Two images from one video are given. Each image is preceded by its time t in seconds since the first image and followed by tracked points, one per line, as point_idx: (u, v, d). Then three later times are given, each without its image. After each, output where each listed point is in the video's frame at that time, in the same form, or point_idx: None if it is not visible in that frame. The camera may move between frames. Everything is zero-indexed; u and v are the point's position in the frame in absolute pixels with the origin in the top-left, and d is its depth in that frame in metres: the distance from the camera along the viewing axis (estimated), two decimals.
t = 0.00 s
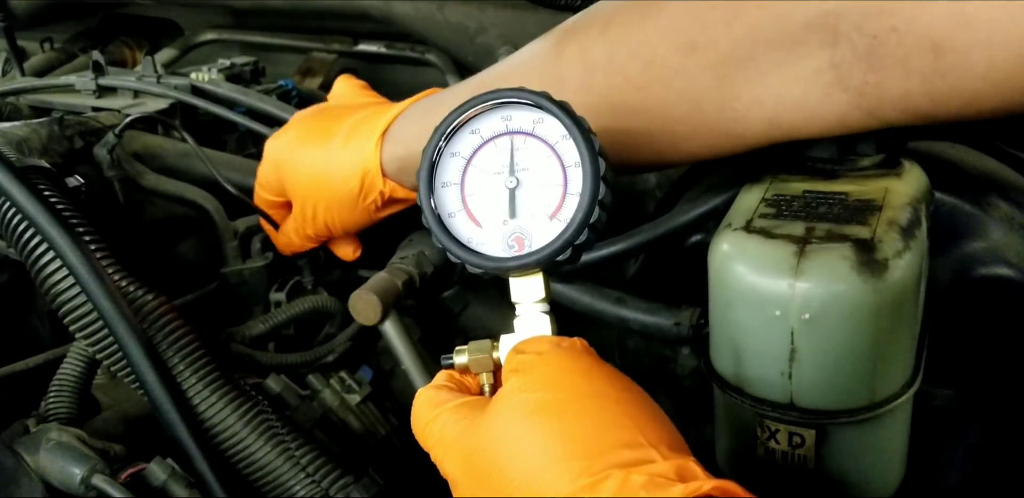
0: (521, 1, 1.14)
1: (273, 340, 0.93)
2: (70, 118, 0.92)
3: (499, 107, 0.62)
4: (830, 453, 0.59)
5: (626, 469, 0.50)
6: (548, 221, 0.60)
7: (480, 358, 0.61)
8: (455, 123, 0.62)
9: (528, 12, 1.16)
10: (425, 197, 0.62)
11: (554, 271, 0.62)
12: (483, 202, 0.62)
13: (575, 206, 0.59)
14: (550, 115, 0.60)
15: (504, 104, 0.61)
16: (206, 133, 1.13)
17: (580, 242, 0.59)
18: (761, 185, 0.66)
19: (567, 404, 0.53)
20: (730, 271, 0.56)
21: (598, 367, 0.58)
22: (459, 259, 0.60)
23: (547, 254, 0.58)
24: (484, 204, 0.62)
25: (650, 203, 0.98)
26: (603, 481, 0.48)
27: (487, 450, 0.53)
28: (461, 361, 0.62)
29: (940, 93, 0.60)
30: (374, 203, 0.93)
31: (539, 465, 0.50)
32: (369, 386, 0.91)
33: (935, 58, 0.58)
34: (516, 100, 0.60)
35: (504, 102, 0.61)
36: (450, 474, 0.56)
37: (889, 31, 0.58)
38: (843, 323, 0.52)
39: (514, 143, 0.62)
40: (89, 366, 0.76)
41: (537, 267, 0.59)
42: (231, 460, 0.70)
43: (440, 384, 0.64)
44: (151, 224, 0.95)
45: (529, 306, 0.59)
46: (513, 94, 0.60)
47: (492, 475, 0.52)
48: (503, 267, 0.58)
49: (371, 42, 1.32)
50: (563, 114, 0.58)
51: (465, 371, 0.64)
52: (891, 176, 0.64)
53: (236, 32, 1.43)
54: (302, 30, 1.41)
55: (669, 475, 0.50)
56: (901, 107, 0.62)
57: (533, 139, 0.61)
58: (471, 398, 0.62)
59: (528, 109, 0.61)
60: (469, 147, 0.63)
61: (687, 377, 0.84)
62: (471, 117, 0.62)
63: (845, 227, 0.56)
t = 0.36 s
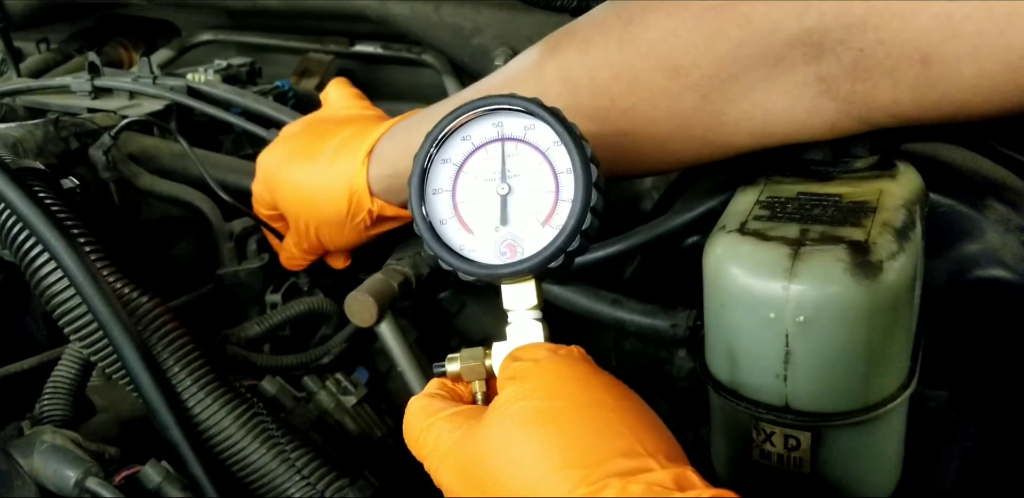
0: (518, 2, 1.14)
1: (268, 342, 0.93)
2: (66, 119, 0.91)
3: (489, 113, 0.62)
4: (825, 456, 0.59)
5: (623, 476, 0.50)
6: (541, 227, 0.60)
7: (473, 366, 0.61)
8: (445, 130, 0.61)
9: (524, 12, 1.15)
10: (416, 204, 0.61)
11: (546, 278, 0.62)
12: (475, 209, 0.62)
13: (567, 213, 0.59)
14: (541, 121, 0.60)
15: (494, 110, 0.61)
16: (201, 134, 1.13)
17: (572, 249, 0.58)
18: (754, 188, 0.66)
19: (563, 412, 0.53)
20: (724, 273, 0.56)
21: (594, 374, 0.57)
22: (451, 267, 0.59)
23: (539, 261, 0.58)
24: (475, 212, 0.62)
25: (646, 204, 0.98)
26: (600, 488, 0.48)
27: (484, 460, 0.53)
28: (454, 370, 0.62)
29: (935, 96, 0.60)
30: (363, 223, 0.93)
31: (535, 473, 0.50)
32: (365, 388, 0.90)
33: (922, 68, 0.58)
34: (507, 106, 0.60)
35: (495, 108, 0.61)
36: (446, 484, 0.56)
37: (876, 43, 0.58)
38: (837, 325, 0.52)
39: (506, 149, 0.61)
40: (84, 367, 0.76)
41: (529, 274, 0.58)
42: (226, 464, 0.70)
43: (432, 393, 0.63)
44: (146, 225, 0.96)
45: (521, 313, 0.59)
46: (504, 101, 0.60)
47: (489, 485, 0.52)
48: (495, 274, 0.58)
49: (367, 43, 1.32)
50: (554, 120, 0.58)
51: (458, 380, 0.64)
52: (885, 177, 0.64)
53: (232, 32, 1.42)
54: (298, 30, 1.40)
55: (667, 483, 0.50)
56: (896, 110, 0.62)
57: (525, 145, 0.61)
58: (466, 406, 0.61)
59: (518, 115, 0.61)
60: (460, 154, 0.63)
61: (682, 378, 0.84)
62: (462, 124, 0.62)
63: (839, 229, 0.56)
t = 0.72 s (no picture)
0: (517, 4, 1.13)
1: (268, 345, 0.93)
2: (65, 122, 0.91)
3: (492, 118, 0.61)
4: (830, 460, 0.58)
5: (625, 484, 0.49)
6: (544, 233, 0.60)
7: (475, 371, 0.61)
8: (449, 134, 0.61)
9: (523, 14, 1.15)
10: (418, 208, 0.61)
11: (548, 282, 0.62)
12: (478, 214, 0.62)
13: (570, 219, 0.59)
14: (545, 126, 0.60)
15: (497, 115, 0.61)
16: (201, 136, 1.13)
17: (575, 255, 0.58)
18: (763, 189, 0.66)
19: (565, 418, 0.52)
20: (733, 275, 0.55)
21: (596, 379, 0.57)
22: (454, 272, 0.59)
23: (541, 267, 0.57)
24: (478, 216, 0.62)
25: (647, 206, 0.97)
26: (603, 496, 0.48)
27: (485, 468, 0.52)
28: (455, 374, 0.61)
29: (938, 97, 0.60)
30: (377, 230, 0.92)
31: (537, 482, 0.49)
32: (365, 390, 0.90)
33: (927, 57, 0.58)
34: (511, 111, 0.60)
35: (498, 113, 0.60)
36: (448, 491, 0.56)
37: (878, 35, 0.57)
38: (846, 329, 0.52)
39: (509, 155, 0.61)
40: (83, 371, 0.76)
41: (532, 279, 0.58)
42: (225, 468, 0.70)
43: (434, 398, 0.63)
44: (146, 228, 0.95)
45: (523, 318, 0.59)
46: (508, 106, 0.59)
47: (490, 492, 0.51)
48: (497, 280, 0.58)
49: (367, 45, 1.31)
50: (557, 126, 0.58)
51: (459, 385, 0.63)
52: (894, 181, 0.64)
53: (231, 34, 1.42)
54: (298, 32, 1.40)
55: (670, 491, 0.49)
56: (897, 113, 0.62)
57: (528, 150, 0.61)
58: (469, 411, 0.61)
59: (521, 120, 0.61)
60: (463, 158, 0.62)
61: (683, 381, 0.84)
62: (464, 129, 0.62)
63: (847, 233, 0.56)
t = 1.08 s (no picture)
0: (515, 5, 1.13)
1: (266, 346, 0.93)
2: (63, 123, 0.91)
3: (493, 116, 0.61)
4: (828, 461, 0.59)
5: (632, 489, 0.49)
6: (545, 233, 0.60)
7: (475, 373, 0.61)
8: (448, 133, 0.61)
9: (521, 15, 1.15)
10: (418, 207, 0.61)
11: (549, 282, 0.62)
12: (479, 212, 0.62)
13: (572, 218, 0.59)
14: (547, 125, 0.60)
15: (499, 113, 0.61)
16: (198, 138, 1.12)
17: (576, 255, 0.58)
18: (759, 190, 0.66)
19: (568, 422, 0.52)
20: (728, 276, 0.55)
21: (598, 384, 0.57)
22: (454, 272, 0.59)
23: (543, 267, 0.58)
24: (479, 215, 0.62)
25: (645, 207, 0.98)
26: None
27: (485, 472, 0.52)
28: (455, 377, 0.62)
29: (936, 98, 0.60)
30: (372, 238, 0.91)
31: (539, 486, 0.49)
32: (363, 392, 0.90)
33: (928, 66, 0.58)
34: (512, 109, 0.60)
35: (499, 111, 0.60)
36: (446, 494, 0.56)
37: (881, 48, 0.57)
38: (842, 329, 0.52)
39: (510, 153, 0.61)
40: (80, 374, 0.76)
41: (533, 280, 0.58)
42: (222, 469, 0.70)
43: (434, 401, 0.63)
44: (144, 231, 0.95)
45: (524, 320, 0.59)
46: (510, 104, 0.59)
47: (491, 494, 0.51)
48: (499, 281, 0.58)
49: (364, 46, 1.31)
50: (559, 124, 0.58)
51: (458, 387, 0.63)
52: (890, 181, 0.64)
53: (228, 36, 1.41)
54: (295, 33, 1.40)
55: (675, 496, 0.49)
56: (895, 114, 0.62)
57: (530, 148, 0.61)
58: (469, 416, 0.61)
59: (523, 118, 0.61)
60: (464, 156, 0.62)
61: (682, 382, 0.84)
62: (465, 127, 0.62)
63: (843, 233, 0.56)
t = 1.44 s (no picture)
0: (513, 6, 1.13)
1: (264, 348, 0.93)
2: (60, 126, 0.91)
3: (498, 121, 0.62)
4: (827, 460, 0.59)
5: None
6: (551, 240, 0.60)
7: (478, 382, 0.60)
8: (451, 138, 0.62)
9: (519, 16, 1.15)
10: (423, 211, 0.61)
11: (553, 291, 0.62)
12: (483, 218, 0.62)
13: (578, 224, 0.59)
14: (553, 130, 0.60)
15: (505, 118, 0.61)
16: (195, 139, 1.12)
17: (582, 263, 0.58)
18: (759, 190, 0.66)
19: (575, 431, 0.52)
20: (728, 277, 0.55)
21: (604, 393, 0.56)
22: (457, 277, 0.59)
23: (548, 274, 0.57)
24: (483, 221, 0.62)
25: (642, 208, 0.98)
26: None
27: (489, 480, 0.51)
28: (458, 384, 0.60)
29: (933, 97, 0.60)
30: (393, 242, 0.92)
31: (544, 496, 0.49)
32: (362, 393, 0.90)
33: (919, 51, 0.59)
34: (518, 114, 0.60)
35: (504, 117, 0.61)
36: None
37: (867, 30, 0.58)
38: (844, 329, 0.52)
39: (515, 159, 0.61)
40: (78, 376, 0.76)
41: (538, 287, 0.58)
42: (222, 471, 0.70)
43: (437, 409, 0.63)
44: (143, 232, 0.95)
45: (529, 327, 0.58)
46: (516, 109, 0.60)
47: None
48: (504, 288, 0.58)
49: (362, 47, 1.31)
50: (566, 129, 0.58)
51: (461, 395, 0.62)
52: (891, 181, 0.64)
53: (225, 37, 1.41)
54: (293, 34, 1.40)
55: None
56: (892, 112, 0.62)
57: (536, 154, 0.61)
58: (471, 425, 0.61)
59: (529, 124, 0.61)
60: (468, 162, 0.63)
61: (680, 383, 0.84)
62: (470, 132, 0.62)
63: (844, 232, 0.56)
